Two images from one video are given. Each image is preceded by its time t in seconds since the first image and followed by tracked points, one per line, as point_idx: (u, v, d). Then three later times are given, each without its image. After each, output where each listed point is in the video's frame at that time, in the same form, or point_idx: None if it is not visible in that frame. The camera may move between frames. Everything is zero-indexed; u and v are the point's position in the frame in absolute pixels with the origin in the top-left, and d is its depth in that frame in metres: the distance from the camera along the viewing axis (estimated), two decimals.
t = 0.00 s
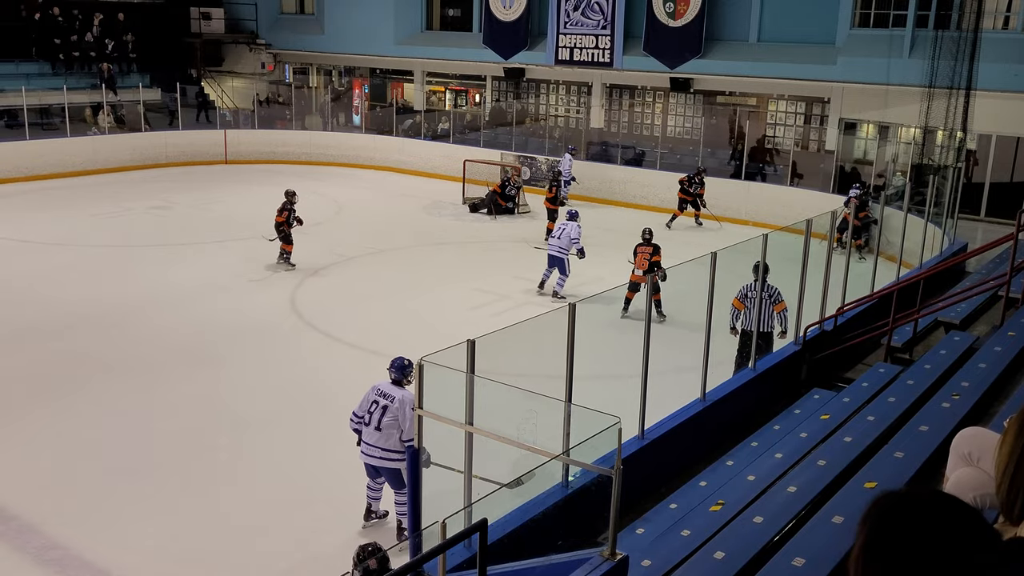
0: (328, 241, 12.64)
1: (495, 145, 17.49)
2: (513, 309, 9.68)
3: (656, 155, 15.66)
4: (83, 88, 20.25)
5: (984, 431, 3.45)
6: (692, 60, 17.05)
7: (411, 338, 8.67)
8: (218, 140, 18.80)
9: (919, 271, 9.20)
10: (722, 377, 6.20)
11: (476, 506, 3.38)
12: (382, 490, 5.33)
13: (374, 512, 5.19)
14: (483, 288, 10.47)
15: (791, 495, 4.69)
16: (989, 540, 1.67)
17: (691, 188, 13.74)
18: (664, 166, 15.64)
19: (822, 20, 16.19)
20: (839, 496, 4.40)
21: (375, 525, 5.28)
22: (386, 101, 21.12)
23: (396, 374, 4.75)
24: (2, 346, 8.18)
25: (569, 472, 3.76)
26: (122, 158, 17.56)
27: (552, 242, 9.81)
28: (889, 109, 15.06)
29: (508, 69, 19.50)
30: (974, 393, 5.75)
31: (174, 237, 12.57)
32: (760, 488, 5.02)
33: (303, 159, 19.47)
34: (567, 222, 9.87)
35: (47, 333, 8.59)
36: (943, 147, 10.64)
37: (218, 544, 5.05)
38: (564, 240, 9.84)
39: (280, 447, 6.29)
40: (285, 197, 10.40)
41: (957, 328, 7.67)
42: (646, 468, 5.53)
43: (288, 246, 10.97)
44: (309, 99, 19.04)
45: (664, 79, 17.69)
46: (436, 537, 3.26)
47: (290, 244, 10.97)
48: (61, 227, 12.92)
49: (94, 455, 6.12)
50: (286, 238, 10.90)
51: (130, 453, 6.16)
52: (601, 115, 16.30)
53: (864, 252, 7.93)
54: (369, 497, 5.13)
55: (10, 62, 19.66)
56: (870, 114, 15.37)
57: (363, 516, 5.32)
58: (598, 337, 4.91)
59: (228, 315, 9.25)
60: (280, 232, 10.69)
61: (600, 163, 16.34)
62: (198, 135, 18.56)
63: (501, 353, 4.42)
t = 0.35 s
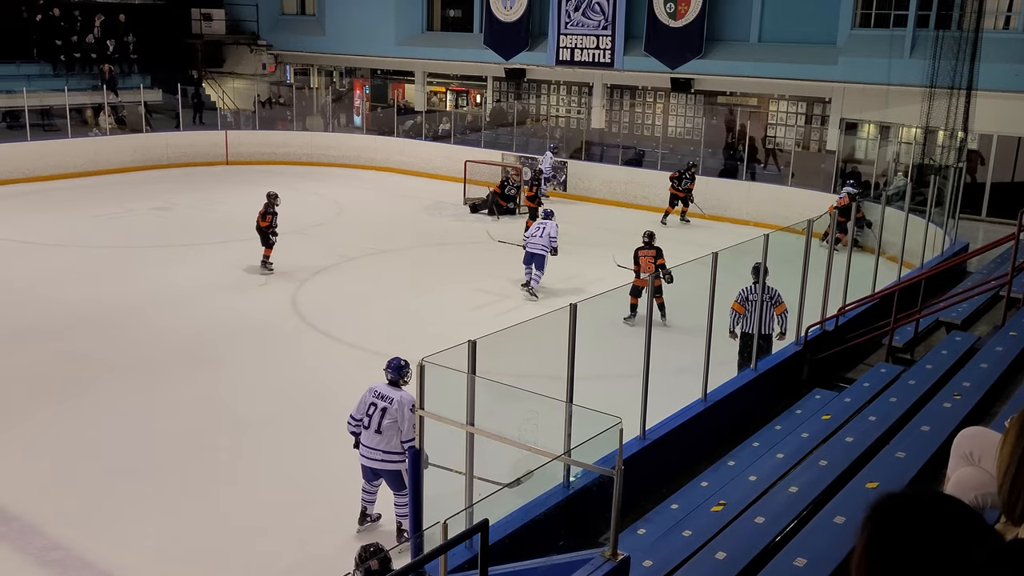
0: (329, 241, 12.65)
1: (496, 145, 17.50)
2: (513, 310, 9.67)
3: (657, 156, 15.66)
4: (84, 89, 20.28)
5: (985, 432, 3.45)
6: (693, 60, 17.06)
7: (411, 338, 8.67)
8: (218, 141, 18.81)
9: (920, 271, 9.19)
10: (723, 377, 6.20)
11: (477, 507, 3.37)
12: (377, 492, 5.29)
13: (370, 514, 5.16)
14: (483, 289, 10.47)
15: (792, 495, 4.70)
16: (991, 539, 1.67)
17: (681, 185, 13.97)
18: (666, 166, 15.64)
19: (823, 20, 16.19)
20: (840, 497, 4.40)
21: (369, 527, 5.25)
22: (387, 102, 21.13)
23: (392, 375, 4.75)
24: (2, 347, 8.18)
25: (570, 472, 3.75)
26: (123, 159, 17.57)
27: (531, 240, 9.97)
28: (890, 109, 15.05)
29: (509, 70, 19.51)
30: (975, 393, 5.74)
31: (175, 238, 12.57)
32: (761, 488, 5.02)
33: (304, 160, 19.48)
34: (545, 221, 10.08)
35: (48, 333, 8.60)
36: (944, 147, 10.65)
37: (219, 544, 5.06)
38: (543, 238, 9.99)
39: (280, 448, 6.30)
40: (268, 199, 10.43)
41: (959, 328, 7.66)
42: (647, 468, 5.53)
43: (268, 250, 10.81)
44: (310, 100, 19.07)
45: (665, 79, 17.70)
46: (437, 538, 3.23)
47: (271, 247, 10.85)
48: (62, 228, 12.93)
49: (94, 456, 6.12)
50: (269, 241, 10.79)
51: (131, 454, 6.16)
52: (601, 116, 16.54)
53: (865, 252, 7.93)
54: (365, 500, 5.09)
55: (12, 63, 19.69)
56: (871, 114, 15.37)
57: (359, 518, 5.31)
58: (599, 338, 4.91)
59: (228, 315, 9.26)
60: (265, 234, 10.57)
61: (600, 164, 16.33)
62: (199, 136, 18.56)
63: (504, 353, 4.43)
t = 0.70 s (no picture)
0: (330, 241, 12.65)
1: (497, 145, 17.50)
2: (514, 309, 9.66)
3: (659, 155, 15.67)
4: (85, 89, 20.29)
5: (988, 430, 3.45)
6: (694, 60, 17.06)
7: (413, 338, 8.67)
8: (220, 141, 18.81)
9: (922, 270, 9.18)
10: (725, 377, 6.20)
11: (479, 506, 3.39)
12: (375, 493, 5.28)
13: (368, 515, 5.14)
14: (485, 288, 10.47)
15: (794, 494, 4.69)
16: (997, 537, 1.67)
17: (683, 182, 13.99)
18: (667, 165, 15.65)
19: (825, 18, 16.19)
20: (842, 496, 4.39)
21: (367, 528, 5.24)
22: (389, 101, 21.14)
23: (391, 376, 4.75)
24: (4, 347, 8.18)
25: (571, 472, 3.76)
26: (125, 159, 17.58)
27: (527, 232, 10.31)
28: (891, 108, 15.05)
29: (510, 69, 19.55)
30: (977, 393, 5.74)
31: (177, 238, 12.58)
32: (763, 487, 5.02)
33: (305, 160, 19.48)
34: (539, 214, 10.44)
35: (49, 333, 8.61)
36: (946, 146, 10.66)
37: (220, 544, 5.06)
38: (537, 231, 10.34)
39: (282, 447, 6.30)
40: (251, 199, 10.44)
41: (961, 327, 7.65)
42: (648, 467, 5.52)
43: (247, 248, 10.75)
44: (312, 100, 19.10)
45: (667, 78, 17.71)
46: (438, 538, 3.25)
47: (252, 246, 10.81)
48: (64, 228, 12.94)
49: (96, 456, 6.12)
50: (250, 240, 10.74)
51: (132, 454, 6.16)
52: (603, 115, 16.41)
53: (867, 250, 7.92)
54: (363, 501, 5.07)
55: (14, 64, 19.71)
56: (872, 113, 15.35)
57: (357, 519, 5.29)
58: (601, 337, 4.91)
59: (230, 315, 9.26)
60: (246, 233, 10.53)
61: (602, 163, 16.31)
62: (200, 136, 18.56)
63: (506, 352, 4.42)
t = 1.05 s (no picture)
0: (335, 239, 12.66)
1: (501, 143, 17.49)
2: (519, 308, 9.67)
3: (663, 153, 15.67)
4: (90, 88, 20.35)
5: (991, 428, 3.44)
6: (698, 58, 17.04)
7: (417, 336, 8.67)
8: (225, 139, 18.83)
9: (926, 268, 9.17)
10: (729, 374, 6.20)
11: (482, 504, 3.37)
12: (377, 492, 5.27)
13: (370, 515, 5.14)
14: (489, 286, 10.47)
15: (798, 493, 4.69)
16: (989, 535, 1.66)
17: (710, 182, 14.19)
18: (672, 163, 15.63)
19: (828, 16, 16.16)
20: (847, 494, 4.39)
21: (368, 527, 5.24)
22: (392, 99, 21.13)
23: (393, 375, 4.73)
24: (9, 346, 8.19)
25: (576, 470, 3.77)
26: (129, 157, 17.60)
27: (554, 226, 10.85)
28: (896, 106, 15.03)
29: (514, 67, 19.59)
30: (982, 391, 5.73)
31: (181, 236, 12.59)
32: (767, 486, 5.01)
33: (310, 158, 19.49)
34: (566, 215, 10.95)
35: (54, 332, 8.62)
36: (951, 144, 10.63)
37: (223, 542, 5.06)
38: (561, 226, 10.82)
39: (284, 444, 6.33)
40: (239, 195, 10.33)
41: (966, 325, 7.63)
42: (653, 465, 5.52)
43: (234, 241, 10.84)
44: (316, 98, 19.09)
45: (671, 76, 17.73)
46: (442, 535, 3.21)
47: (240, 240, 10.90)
48: (69, 226, 12.95)
49: (99, 454, 6.13)
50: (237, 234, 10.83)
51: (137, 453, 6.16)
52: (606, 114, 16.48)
53: (872, 249, 7.91)
54: (365, 500, 5.07)
55: (18, 62, 19.76)
56: (878, 111, 15.31)
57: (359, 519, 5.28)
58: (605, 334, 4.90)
59: (234, 313, 9.27)
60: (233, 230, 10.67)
61: (606, 161, 16.30)
62: (205, 134, 18.58)
63: (509, 350, 4.42)
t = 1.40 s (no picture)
0: (340, 237, 12.67)
1: (506, 141, 17.49)
2: (523, 306, 9.66)
3: (668, 151, 15.65)
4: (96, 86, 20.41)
5: (998, 424, 3.43)
6: (703, 55, 17.01)
7: (422, 334, 8.67)
8: (230, 137, 18.84)
9: (932, 266, 9.15)
10: (735, 373, 6.19)
11: (488, 502, 3.40)
12: (381, 490, 5.27)
13: (374, 513, 5.14)
14: (494, 284, 10.46)
15: (804, 491, 4.68)
16: (1006, 533, 1.66)
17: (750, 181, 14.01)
18: (677, 161, 15.60)
19: (834, 14, 16.12)
20: (853, 493, 4.38)
21: (372, 525, 5.23)
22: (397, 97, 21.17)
23: (398, 373, 4.72)
24: (14, 344, 8.20)
25: (581, 468, 3.78)
26: (135, 155, 17.62)
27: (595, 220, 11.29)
28: (902, 104, 14.99)
29: (518, 65, 19.61)
30: (988, 389, 5.72)
31: (186, 234, 12.60)
32: (772, 484, 5.00)
33: (314, 156, 19.50)
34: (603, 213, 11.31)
35: (60, 330, 8.63)
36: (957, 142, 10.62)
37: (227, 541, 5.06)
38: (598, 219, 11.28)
39: (288, 441, 6.34)
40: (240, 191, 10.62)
41: (972, 324, 7.62)
42: (658, 464, 5.51)
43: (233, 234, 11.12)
44: (321, 96, 19.11)
45: (677, 74, 17.73)
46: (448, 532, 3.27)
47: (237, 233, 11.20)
48: (74, 224, 12.96)
49: (105, 452, 6.13)
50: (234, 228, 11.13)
51: (143, 451, 6.16)
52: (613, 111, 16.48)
53: (877, 247, 7.89)
54: (368, 498, 5.08)
55: (24, 60, 19.81)
56: (883, 108, 15.30)
57: (362, 517, 5.28)
58: (611, 331, 4.90)
59: (239, 311, 9.27)
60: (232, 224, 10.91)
61: (611, 159, 16.29)
62: (210, 132, 18.59)
63: (513, 348, 4.41)
